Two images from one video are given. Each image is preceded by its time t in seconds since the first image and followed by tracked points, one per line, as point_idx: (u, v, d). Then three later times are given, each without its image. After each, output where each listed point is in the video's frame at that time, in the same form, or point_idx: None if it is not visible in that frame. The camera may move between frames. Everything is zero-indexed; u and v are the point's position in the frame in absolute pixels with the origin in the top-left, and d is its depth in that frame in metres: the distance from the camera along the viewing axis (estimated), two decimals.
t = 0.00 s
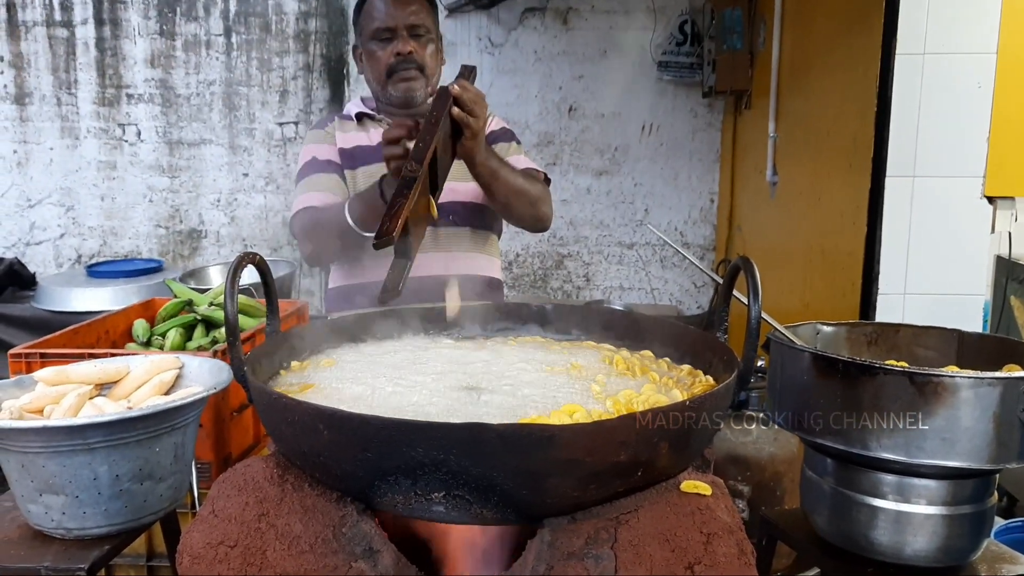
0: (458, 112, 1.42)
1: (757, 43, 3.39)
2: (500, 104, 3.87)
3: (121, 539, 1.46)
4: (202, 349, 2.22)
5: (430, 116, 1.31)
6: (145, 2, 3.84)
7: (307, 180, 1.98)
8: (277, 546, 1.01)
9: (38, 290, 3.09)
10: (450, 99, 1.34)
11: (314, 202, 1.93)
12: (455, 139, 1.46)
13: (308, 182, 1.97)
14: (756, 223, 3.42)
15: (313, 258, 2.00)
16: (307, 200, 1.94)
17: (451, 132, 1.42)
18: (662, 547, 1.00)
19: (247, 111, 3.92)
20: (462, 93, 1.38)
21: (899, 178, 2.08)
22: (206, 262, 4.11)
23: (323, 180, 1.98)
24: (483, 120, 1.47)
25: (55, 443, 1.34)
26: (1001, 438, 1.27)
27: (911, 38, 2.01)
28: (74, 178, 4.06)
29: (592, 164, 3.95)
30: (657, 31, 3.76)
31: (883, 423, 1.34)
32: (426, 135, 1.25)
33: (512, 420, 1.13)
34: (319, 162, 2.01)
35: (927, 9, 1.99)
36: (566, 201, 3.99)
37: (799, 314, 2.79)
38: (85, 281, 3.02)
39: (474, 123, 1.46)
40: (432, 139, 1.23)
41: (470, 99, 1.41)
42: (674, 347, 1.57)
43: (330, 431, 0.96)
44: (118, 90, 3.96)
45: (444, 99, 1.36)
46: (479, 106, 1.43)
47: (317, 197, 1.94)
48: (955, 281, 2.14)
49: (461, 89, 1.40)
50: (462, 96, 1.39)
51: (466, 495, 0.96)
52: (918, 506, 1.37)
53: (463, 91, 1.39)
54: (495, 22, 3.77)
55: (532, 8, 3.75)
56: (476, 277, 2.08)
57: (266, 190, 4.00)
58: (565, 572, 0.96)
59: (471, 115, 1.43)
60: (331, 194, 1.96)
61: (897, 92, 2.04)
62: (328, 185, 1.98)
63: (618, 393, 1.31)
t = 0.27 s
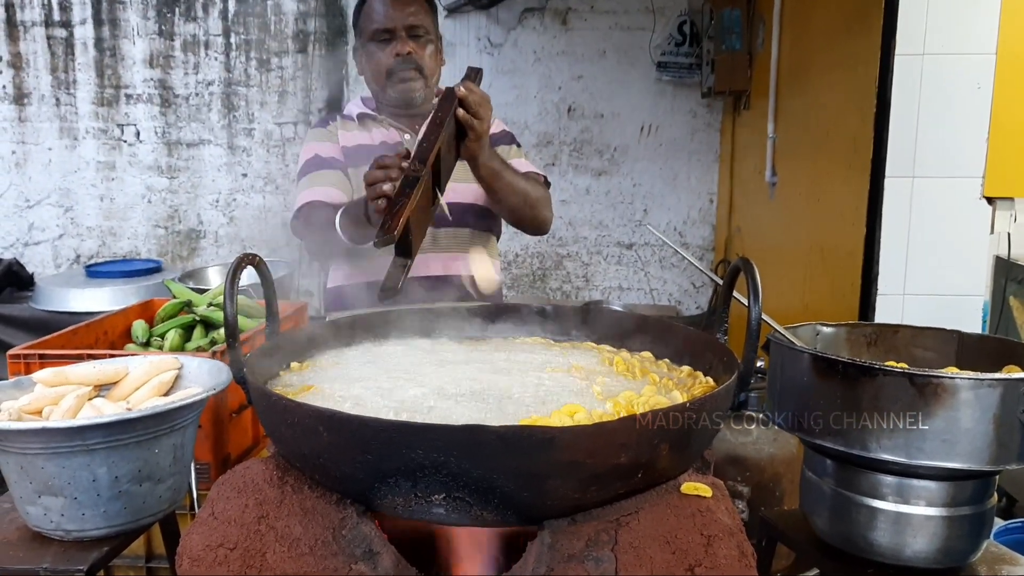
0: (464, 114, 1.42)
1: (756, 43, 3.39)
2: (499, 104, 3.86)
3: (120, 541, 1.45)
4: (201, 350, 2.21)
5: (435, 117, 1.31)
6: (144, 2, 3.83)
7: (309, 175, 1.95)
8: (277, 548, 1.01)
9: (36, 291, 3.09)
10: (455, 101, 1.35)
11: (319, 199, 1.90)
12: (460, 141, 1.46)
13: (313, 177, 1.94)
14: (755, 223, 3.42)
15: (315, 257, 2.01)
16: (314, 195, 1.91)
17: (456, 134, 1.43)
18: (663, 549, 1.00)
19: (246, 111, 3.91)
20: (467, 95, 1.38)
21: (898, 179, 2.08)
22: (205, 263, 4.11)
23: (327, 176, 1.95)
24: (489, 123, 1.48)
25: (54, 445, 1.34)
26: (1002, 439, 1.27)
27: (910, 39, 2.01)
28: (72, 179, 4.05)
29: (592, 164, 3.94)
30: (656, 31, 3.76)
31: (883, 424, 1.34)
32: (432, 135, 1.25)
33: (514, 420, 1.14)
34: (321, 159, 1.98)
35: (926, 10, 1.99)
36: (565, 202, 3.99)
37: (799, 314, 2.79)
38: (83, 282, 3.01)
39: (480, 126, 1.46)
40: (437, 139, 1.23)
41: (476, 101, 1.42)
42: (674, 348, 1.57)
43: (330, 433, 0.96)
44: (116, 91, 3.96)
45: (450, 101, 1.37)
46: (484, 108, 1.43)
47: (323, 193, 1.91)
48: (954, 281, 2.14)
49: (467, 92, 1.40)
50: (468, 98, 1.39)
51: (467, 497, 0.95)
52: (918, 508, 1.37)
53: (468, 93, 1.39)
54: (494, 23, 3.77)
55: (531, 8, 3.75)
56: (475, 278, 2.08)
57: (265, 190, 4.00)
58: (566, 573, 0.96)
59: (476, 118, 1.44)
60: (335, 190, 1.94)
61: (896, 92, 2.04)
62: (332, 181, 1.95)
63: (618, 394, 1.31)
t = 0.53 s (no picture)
0: (462, 113, 1.42)
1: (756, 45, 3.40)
2: (498, 105, 3.86)
3: (119, 543, 1.45)
4: (199, 351, 2.21)
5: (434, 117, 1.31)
6: (143, 3, 3.83)
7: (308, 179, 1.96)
8: (277, 550, 1.01)
9: (34, 292, 3.08)
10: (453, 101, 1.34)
11: (316, 202, 1.92)
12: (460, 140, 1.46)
13: (310, 181, 1.96)
14: (754, 225, 3.42)
15: (311, 258, 1.98)
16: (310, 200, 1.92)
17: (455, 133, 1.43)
18: (664, 551, 1.00)
19: (244, 112, 3.91)
20: (464, 94, 1.38)
21: (897, 180, 2.08)
22: (203, 264, 4.10)
23: (325, 179, 1.96)
24: (486, 122, 1.48)
25: (53, 446, 1.34)
26: (1003, 441, 1.27)
27: (909, 41, 2.01)
28: (71, 179, 4.05)
29: (591, 166, 3.95)
30: (655, 33, 3.76)
31: (884, 426, 1.34)
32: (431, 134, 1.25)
33: (515, 421, 1.14)
34: (320, 162, 1.98)
35: (925, 12, 1.99)
36: (564, 203, 3.99)
37: (798, 316, 2.79)
38: (81, 283, 3.01)
39: (478, 123, 1.46)
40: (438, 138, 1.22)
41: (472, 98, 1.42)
42: (675, 350, 1.57)
43: (331, 435, 0.95)
44: (115, 91, 3.95)
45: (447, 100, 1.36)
46: (481, 107, 1.43)
47: (320, 197, 1.93)
48: (953, 283, 2.14)
49: (462, 91, 1.40)
50: (465, 97, 1.39)
51: (468, 500, 0.95)
52: (919, 509, 1.37)
53: (464, 92, 1.39)
54: (493, 24, 3.77)
55: (530, 10, 3.75)
56: (474, 279, 2.07)
57: (264, 191, 3.99)
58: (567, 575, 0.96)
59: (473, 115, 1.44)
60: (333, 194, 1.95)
61: (895, 94, 2.04)
62: (329, 184, 1.95)
63: (619, 396, 1.31)
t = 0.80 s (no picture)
0: (452, 114, 1.41)
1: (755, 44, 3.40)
2: (497, 105, 3.86)
3: (117, 542, 1.44)
4: (198, 350, 2.20)
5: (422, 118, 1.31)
6: (141, 2, 3.82)
7: (308, 174, 1.94)
8: (275, 549, 1.00)
9: (32, 291, 3.07)
10: (441, 101, 1.34)
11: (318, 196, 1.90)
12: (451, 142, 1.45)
13: (310, 176, 1.94)
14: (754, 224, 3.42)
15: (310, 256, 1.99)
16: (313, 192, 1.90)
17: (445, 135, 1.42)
18: (664, 551, 0.99)
19: (243, 111, 3.90)
20: (454, 94, 1.38)
21: (896, 180, 2.08)
22: (202, 263, 4.10)
23: (327, 175, 1.94)
24: (479, 122, 1.46)
25: (51, 445, 1.33)
26: (1002, 441, 1.27)
27: (909, 40, 2.01)
28: (69, 178, 4.04)
29: (590, 165, 3.94)
30: (654, 32, 3.76)
31: (884, 425, 1.33)
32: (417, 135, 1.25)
33: (514, 421, 1.13)
34: (322, 158, 1.97)
35: (925, 11, 1.99)
36: (563, 202, 3.99)
37: (797, 315, 2.78)
38: (80, 281, 3.00)
39: (469, 125, 1.44)
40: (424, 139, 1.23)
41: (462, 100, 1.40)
42: (675, 349, 1.57)
43: (330, 434, 0.95)
44: (113, 90, 3.94)
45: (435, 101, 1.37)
46: (474, 108, 1.43)
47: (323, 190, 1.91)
48: (953, 282, 2.14)
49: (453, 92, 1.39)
50: (455, 98, 1.39)
51: (467, 499, 0.95)
52: (919, 509, 1.37)
53: (455, 93, 1.38)
54: (493, 23, 3.76)
55: (529, 9, 3.74)
56: (474, 278, 2.07)
57: (263, 190, 3.98)
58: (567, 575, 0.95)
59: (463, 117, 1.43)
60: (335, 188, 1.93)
61: (895, 93, 2.04)
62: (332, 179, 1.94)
63: (619, 395, 1.31)
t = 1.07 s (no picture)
0: (457, 112, 1.41)
1: (757, 43, 3.40)
2: (498, 103, 3.86)
3: (119, 541, 1.44)
4: (200, 349, 2.21)
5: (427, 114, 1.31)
6: None
7: (308, 172, 1.94)
8: (278, 548, 1.00)
9: (33, 289, 3.07)
10: (447, 97, 1.35)
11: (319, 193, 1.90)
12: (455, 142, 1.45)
13: (310, 173, 1.94)
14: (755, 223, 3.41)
15: (311, 254, 1.99)
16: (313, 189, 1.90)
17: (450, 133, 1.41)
18: (668, 551, 0.99)
19: (244, 110, 3.90)
20: (460, 92, 1.38)
21: (899, 179, 2.08)
22: (203, 261, 4.09)
23: (326, 172, 1.94)
24: (482, 122, 1.47)
25: (53, 444, 1.33)
26: (1005, 440, 1.27)
27: (912, 39, 2.01)
28: (70, 176, 4.04)
29: (591, 164, 3.94)
30: (655, 31, 3.75)
31: (886, 424, 1.33)
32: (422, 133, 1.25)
33: (517, 421, 1.13)
34: (321, 156, 1.98)
35: (928, 10, 1.98)
36: (564, 201, 3.98)
37: (798, 315, 2.78)
38: (81, 280, 3.00)
39: (473, 124, 1.45)
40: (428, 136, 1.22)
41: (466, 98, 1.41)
42: (677, 349, 1.57)
43: (333, 433, 0.95)
44: (114, 88, 3.94)
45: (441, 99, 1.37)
46: (479, 105, 1.43)
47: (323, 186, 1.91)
48: (954, 282, 2.14)
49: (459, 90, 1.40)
50: (461, 95, 1.39)
51: (470, 498, 0.95)
52: (921, 508, 1.37)
53: (461, 90, 1.39)
54: (494, 22, 3.76)
55: (530, 8, 3.74)
56: (476, 278, 2.07)
57: (264, 189, 3.98)
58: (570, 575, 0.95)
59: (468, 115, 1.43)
60: (335, 184, 1.93)
61: (897, 92, 2.04)
62: (331, 176, 1.94)
63: (622, 394, 1.30)
